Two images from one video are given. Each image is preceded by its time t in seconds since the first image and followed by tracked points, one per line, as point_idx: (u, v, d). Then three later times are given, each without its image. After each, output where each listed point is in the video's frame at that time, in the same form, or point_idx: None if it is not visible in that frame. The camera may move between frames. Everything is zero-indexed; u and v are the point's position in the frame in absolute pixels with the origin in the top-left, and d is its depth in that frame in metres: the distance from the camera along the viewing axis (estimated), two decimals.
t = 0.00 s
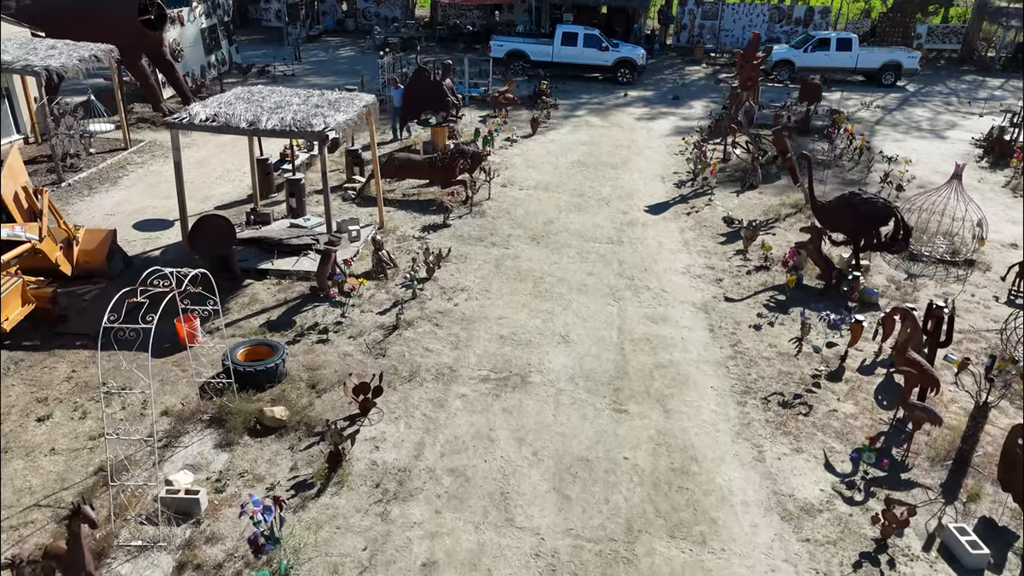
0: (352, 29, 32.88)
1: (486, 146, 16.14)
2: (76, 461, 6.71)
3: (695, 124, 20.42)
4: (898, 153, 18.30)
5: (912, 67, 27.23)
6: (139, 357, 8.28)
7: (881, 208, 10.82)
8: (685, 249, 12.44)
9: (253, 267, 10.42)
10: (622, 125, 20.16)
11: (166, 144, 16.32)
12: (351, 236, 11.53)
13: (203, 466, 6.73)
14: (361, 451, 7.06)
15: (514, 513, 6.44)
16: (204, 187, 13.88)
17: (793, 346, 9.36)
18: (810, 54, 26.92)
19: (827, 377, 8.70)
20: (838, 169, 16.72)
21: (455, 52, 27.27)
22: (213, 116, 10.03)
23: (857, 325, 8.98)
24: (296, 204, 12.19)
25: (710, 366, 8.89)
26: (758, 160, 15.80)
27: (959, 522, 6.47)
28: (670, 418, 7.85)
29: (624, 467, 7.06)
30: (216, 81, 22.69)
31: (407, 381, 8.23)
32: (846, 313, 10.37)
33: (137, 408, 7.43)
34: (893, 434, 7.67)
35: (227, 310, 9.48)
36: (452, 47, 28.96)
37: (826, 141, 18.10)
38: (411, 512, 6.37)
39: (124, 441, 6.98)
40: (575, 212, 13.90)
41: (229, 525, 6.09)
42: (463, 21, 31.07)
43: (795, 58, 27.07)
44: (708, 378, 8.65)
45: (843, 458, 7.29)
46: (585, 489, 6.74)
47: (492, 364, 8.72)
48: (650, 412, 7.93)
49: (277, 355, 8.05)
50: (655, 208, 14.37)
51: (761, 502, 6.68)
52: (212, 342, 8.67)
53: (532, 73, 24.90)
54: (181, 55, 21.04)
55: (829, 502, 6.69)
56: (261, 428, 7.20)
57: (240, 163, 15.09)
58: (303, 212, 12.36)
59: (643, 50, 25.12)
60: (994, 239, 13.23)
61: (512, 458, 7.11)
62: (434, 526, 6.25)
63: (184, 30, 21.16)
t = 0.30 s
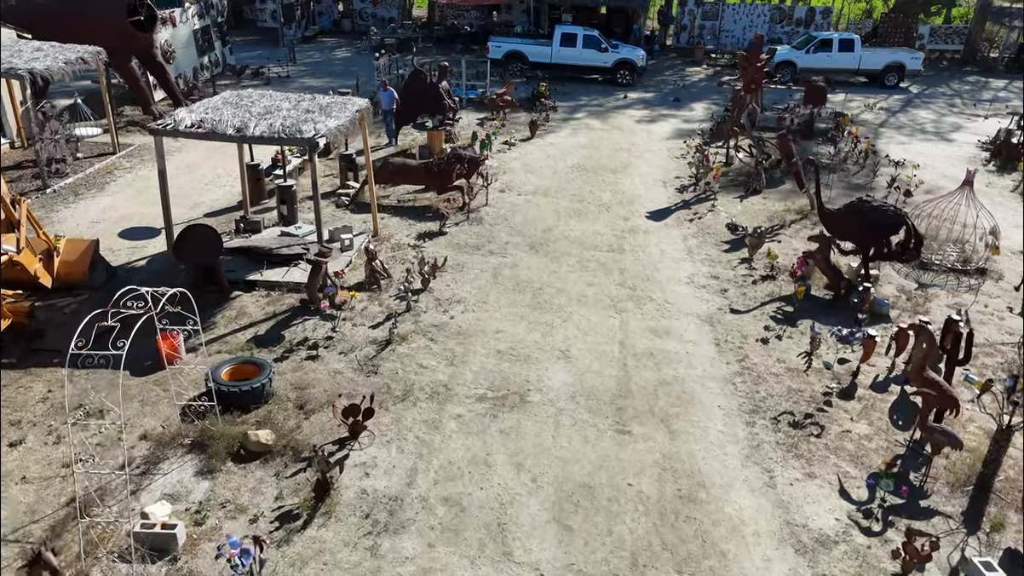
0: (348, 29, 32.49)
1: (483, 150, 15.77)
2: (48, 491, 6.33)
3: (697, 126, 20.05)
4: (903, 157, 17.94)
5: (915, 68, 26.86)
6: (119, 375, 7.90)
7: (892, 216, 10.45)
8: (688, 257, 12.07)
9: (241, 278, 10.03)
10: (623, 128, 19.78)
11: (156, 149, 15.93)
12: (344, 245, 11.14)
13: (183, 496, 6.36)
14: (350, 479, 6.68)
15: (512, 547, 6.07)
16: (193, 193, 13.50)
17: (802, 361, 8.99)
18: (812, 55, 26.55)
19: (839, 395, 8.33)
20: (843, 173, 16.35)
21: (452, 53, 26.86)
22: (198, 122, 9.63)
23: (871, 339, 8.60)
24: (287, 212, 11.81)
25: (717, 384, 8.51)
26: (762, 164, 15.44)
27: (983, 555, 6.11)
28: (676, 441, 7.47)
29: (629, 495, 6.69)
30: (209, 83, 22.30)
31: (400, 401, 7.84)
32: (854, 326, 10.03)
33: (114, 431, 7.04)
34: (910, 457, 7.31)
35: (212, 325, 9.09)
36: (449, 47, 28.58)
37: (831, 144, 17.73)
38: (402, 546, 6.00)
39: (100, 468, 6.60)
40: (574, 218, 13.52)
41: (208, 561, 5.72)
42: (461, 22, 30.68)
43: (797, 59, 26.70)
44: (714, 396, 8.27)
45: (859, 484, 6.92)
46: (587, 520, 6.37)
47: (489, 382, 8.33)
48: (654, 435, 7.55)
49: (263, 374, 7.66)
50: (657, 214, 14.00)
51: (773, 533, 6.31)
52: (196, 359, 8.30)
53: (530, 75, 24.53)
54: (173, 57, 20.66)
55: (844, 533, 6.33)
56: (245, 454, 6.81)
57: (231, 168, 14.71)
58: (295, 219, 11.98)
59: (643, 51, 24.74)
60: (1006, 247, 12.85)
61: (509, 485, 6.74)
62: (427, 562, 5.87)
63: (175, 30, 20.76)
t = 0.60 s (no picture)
0: (340, 30, 32.08)
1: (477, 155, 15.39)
2: (11, 527, 5.93)
3: (694, 129, 19.72)
4: (904, 160, 17.64)
5: (914, 68, 26.56)
6: (92, 397, 7.49)
7: (899, 224, 10.10)
8: (688, 266, 11.72)
9: (223, 291, 9.61)
10: (619, 131, 19.43)
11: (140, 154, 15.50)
12: (331, 255, 10.75)
13: (156, 531, 5.96)
14: (335, 510, 6.29)
15: None
16: (178, 200, 13.08)
17: (808, 377, 8.64)
18: (809, 56, 26.24)
19: (848, 414, 7.97)
20: (844, 177, 16.01)
21: (445, 55, 26.46)
22: (179, 129, 9.22)
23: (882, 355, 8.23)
24: (273, 220, 11.41)
25: (720, 403, 8.14)
26: (762, 169, 15.09)
27: None
28: (679, 466, 7.10)
29: (630, 525, 6.32)
30: (197, 85, 21.87)
31: (389, 423, 7.45)
32: (860, 339, 9.68)
33: (84, 459, 6.64)
34: (924, 484, 6.96)
35: (192, 342, 8.67)
36: (442, 49, 28.19)
37: (832, 148, 17.42)
38: None
39: (68, 501, 6.20)
40: (570, 225, 13.15)
41: None
42: (454, 23, 30.30)
43: (794, 60, 26.39)
44: (719, 416, 7.90)
45: (873, 513, 6.57)
46: (587, 554, 6.00)
47: (482, 401, 7.94)
48: (657, 459, 7.17)
49: (243, 396, 7.27)
50: (655, 220, 13.64)
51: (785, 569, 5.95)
52: (174, 379, 7.91)
53: (524, 76, 24.15)
54: (160, 58, 20.22)
55: (858, 567, 5.99)
56: (223, 484, 6.42)
57: (217, 174, 14.29)
58: (281, 228, 11.58)
59: (639, 52, 24.38)
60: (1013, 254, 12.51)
61: (504, 515, 6.36)
62: None
63: (162, 32, 20.32)
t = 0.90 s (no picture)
0: (327, 31, 31.61)
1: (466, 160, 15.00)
2: None
3: (688, 132, 19.39)
4: (900, 163, 17.37)
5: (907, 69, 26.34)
6: (56, 424, 7.05)
7: (902, 233, 9.76)
8: (684, 276, 11.35)
9: (199, 306, 9.18)
10: (611, 134, 19.08)
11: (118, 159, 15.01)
12: (315, 267, 10.34)
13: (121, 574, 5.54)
14: (315, 549, 5.88)
15: None
16: (156, 208, 12.62)
17: (811, 395, 8.30)
18: (802, 57, 25.95)
19: (854, 435, 7.63)
20: (841, 181, 15.70)
21: (434, 56, 26.06)
22: (151, 137, 8.78)
23: (888, 373, 7.89)
24: (254, 230, 10.99)
25: (721, 423, 7.78)
26: (758, 173, 14.75)
27: None
28: (680, 494, 6.72)
29: (629, 561, 5.95)
30: (179, 88, 21.36)
31: (372, 449, 7.05)
32: (863, 352, 9.33)
33: (45, 494, 6.20)
34: (936, 512, 6.63)
35: (167, 362, 8.23)
36: (431, 50, 27.77)
37: (828, 151, 17.13)
38: None
39: (26, 542, 5.76)
40: (563, 233, 12.78)
41: None
42: (443, 23, 29.92)
43: (787, 62, 26.11)
44: (720, 438, 7.54)
45: (885, 544, 6.22)
46: None
47: (472, 423, 7.54)
48: (656, 487, 6.80)
49: (217, 421, 6.88)
50: (650, 227, 13.28)
51: None
52: (146, 404, 7.47)
53: (514, 78, 23.76)
54: (141, 61, 19.72)
55: None
56: (195, 520, 6.00)
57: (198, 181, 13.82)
58: (263, 238, 11.15)
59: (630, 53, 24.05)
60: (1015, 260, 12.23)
61: (496, 552, 5.98)
62: None
63: (142, 33, 19.80)
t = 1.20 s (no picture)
0: (311, 32, 31.10)
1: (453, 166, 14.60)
2: None
3: (678, 134, 19.06)
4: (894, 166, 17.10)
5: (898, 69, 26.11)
6: (14, 456, 6.59)
7: (903, 242, 9.43)
8: (677, 286, 11.00)
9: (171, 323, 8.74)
10: (601, 137, 18.73)
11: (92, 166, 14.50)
12: (294, 280, 9.91)
13: None
14: None
15: None
16: (129, 218, 12.14)
17: (812, 413, 7.95)
18: (792, 58, 25.71)
19: (859, 457, 7.29)
20: (835, 185, 15.40)
21: (420, 58, 25.62)
22: (118, 146, 8.34)
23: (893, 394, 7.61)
24: (231, 241, 10.54)
25: (721, 446, 7.41)
26: (751, 178, 14.43)
27: None
28: (679, 526, 6.35)
29: None
30: (158, 91, 20.82)
31: (352, 479, 6.65)
32: (865, 367, 9.00)
33: None
34: (947, 541, 6.31)
35: (136, 385, 7.77)
36: (417, 51, 27.32)
37: (821, 154, 16.83)
38: None
39: None
40: (553, 241, 12.40)
41: None
42: (429, 24, 29.49)
43: (777, 62, 25.86)
44: (719, 462, 7.17)
45: None
46: None
47: (458, 449, 7.14)
48: (655, 518, 6.42)
49: (184, 451, 6.45)
50: (642, 234, 12.92)
51: None
52: (112, 432, 7.06)
53: (502, 80, 23.37)
54: (118, 63, 19.18)
55: None
56: (160, 563, 5.58)
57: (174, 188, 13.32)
58: (240, 249, 10.71)
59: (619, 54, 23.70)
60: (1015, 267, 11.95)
61: None
62: None
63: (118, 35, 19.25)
